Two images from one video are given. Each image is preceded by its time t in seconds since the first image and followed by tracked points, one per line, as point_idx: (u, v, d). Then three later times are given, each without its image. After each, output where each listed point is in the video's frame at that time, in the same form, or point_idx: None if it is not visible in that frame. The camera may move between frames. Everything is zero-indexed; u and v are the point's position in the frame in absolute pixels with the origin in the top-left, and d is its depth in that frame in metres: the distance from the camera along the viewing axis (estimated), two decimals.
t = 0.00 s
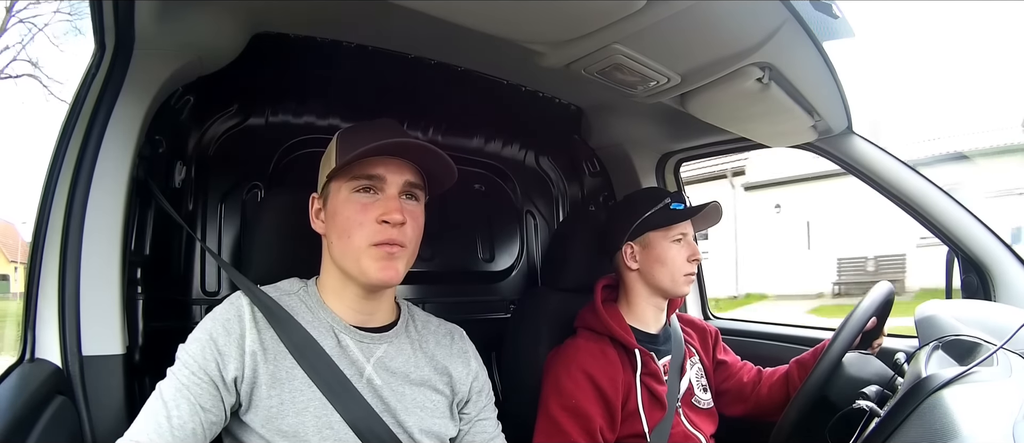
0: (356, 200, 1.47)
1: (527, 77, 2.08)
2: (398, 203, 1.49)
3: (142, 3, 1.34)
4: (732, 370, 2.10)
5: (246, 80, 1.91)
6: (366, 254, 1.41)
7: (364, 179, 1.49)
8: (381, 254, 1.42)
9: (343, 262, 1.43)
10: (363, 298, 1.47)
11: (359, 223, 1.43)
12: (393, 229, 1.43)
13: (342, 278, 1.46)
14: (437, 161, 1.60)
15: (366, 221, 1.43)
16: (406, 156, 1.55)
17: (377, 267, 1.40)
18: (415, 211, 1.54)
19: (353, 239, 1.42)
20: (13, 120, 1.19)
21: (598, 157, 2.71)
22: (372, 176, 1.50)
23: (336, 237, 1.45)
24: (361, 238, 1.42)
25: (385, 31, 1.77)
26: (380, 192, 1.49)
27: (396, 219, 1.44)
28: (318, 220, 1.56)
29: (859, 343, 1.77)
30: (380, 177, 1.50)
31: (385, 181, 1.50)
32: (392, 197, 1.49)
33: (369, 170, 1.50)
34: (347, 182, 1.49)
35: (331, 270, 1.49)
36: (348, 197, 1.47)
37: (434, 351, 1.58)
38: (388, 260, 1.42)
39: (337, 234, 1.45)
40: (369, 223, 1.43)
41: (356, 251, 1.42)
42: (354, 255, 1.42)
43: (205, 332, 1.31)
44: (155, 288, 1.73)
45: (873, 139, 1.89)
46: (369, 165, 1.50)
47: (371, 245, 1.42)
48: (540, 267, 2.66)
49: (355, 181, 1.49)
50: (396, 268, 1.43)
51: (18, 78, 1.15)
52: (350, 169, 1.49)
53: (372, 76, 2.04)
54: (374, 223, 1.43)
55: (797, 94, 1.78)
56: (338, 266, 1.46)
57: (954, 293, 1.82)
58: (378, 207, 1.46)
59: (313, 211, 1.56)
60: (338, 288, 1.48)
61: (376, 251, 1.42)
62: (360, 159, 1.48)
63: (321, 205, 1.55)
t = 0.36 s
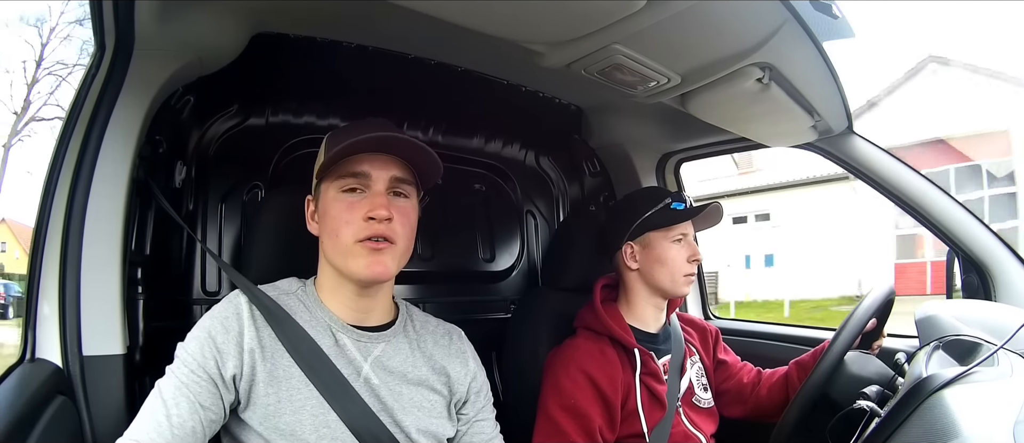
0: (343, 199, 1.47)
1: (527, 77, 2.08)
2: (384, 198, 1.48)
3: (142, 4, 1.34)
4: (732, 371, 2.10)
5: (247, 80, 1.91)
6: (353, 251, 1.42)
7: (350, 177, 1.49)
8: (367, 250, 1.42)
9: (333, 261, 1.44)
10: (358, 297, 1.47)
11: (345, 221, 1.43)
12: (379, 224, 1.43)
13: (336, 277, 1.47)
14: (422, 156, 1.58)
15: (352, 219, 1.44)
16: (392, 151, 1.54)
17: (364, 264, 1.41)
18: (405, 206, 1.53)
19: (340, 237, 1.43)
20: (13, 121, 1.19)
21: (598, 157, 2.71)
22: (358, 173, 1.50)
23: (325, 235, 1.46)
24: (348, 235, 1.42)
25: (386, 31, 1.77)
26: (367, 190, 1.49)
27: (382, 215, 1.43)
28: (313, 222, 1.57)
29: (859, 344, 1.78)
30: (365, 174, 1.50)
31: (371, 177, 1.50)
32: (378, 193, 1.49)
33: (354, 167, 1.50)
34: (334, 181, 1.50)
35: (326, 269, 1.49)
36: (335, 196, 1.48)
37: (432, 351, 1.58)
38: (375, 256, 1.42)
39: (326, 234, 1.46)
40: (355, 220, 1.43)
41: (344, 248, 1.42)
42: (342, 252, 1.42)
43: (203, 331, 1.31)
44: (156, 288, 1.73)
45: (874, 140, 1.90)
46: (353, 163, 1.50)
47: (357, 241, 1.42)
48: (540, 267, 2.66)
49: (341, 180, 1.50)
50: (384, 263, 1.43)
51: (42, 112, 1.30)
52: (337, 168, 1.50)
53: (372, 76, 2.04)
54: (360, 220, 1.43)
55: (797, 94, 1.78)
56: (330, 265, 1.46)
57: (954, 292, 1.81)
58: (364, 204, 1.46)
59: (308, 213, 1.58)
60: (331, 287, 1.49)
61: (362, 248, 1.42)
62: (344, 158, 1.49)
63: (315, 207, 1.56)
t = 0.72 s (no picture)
0: (346, 199, 1.47)
1: (527, 77, 2.08)
2: (387, 199, 1.49)
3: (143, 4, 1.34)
4: (732, 371, 2.10)
5: (247, 80, 1.91)
6: (358, 250, 1.43)
7: (354, 177, 1.50)
8: (373, 249, 1.43)
9: (337, 261, 1.44)
10: (360, 296, 1.48)
11: (349, 221, 1.44)
12: (384, 224, 1.44)
13: (336, 277, 1.47)
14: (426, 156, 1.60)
15: (356, 219, 1.44)
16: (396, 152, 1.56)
17: (370, 263, 1.42)
18: (407, 206, 1.54)
19: (344, 236, 1.43)
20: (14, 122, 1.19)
21: (598, 157, 2.71)
22: (361, 174, 1.50)
23: (328, 235, 1.46)
24: (353, 235, 1.43)
25: (387, 31, 1.77)
26: (370, 190, 1.50)
27: (386, 215, 1.45)
28: (312, 221, 1.56)
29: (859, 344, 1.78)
30: (368, 174, 1.51)
31: (374, 178, 1.51)
32: (381, 193, 1.50)
33: (357, 168, 1.50)
34: (336, 182, 1.49)
35: (326, 269, 1.50)
36: (338, 196, 1.48)
37: (431, 350, 1.58)
38: (381, 255, 1.43)
39: (329, 233, 1.46)
40: (359, 220, 1.44)
41: (348, 247, 1.43)
42: (346, 251, 1.43)
43: (204, 330, 1.31)
44: (156, 288, 1.73)
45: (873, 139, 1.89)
46: (356, 163, 1.50)
47: (363, 241, 1.43)
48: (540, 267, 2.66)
49: (344, 180, 1.50)
50: (389, 262, 1.44)
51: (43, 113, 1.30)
52: (339, 168, 1.49)
53: (372, 76, 2.04)
54: (365, 220, 1.44)
55: (798, 94, 1.78)
56: (334, 265, 1.47)
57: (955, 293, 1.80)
58: (368, 204, 1.47)
59: (307, 212, 1.57)
60: (332, 286, 1.49)
61: (367, 248, 1.43)
62: (347, 159, 1.49)
63: (314, 207, 1.56)
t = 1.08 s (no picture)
0: (358, 193, 1.48)
1: (527, 77, 2.08)
2: (399, 194, 1.51)
3: (142, 4, 1.34)
4: (732, 371, 2.10)
5: (247, 80, 1.91)
6: (372, 243, 1.42)
7: (366, 172, 1.51)
8: (388, 241, 1.43)
9: (348, 254, 1.43)
10: (362, 291, 1.48)
11: (362, 214, 1.44)
12: (398, 217, 1.45)
13: (342, 271, 1.47)
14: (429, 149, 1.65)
15: (369, 212, 1.44)
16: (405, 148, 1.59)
17: (384, 254, 1.42)
18: (414, 202, 1.56)
19: (356, 230, 1.43)
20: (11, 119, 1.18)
21: (598, 157, 2.71)
22: (374, 169, 1.52)
23: (337, 229, 1.45)
24: (366, 227, 1.43)
25: (386, 31, 1.77)
26: (381, 185, 1.51)
27: (400, 208, 1.46)
28: (313, 217, 1.54)
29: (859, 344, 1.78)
30: (381, 170, 1.52)
31: (386, 173, 1.53)
32: (392, 188, 1.51)
33: (370, 163, 1.51)
34: (348, 176, 1.50)
35: (330, 264, 1.49)
36: (350, 190, 1.48)
37: (429, 348, 1.58)
38: (394, 248, 1.44)
39: (339, 227, 1.45)
40: (372, 213, 1.44)
41: (360, 240, 1.42)
42: (358, 244, 1.42)
43: (203, 331, 1.31)
44: (156, 288, 1.73)
45: (872, 139, 1.90)
46: (369, 158, 1.52)
47: (376, 233, 1.43)
48: (540, 268, 2.66)
49: (356, 174, 1.50)
50: (403, 255, 1.44)
51: (41, 112, 1.29)
52: (351, 163, 1.50)
53: (371, 76, 2.03)
54: (378, 213, 1.44)
55: (797, 93, 1.78)
56: (341, 260, 1.46)
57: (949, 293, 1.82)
58: (381, 198, 1.48)
59: (308, 208, 1.55)
60: (337, 282, 1.48)
61: (381, 239, 1.43)
62: (361, 153, 1.51)
63: (317, 203, 1.55)
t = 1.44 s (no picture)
0: (347, 192, 1.48)
1: (527, 77, 2.08)
2: (388, 190, 1.52)
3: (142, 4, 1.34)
4: (732, 371, 2.10)
5: (247, 81, 1.91)
6: (365, 240, 1.43)
7: (354, 171, 1.51)
8: (381, 237, 1.44)
9: (341, 253, 1.44)
10: (355, 290, 1.49)
11: (353, 213, 1.45)
12: (389, 213, 1.46)
13: (336, 271, 1.47)
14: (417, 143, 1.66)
15: (360, 210, 1.45)
16: (391, 145, 1.60)
17: (378, 251, 1.43)
18: (403, 197, 1.58)
19: (348, 228, 1.43)
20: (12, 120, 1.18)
21: (598, 157, 2.71)
22: (361, 167, 1.52)
23: (327, 230, 1.45)
24: (358, 226, 1.43)
25: (386, 31, 1.76)
26: (370, 182, 1.52)
27: (389, 204, 1.47)
28: (302, 220, 1.54)
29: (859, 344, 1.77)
30: (369, 168, 1.53)
31: (374, 171, 1.53)
32: (381, 185, 1.52)
33: (357, 162, 1.52)
34: (336, 176, 1.50)
35: (322, 264, 1.49)
36: (338, 190, 1.48)
37: (425, 346, 1.58)
38: (388, 243, 1.45)
39: (328, 227, 1.45)
40: (362, 212, 1.45)
41: (353, 238, 1.43)
42: (351, 242, 1.43)
43: (197, 333, 1.31)
44: (156, 289, 1.74)
45: (872, 139, 1.89)
46: (356, 158, 1.52)
47: (368, 230, 1.44)
48: (540, 267, 2.66)
49: (344, 174, 1.50)
50: (397, 250, 1.46)
51: (42, 113, 1.29)
52: (338, 163, 1.50)
53: (371, 76, 2.03)
54: (368, 210, 1.45)
55: (797, 93, 1.78)
56: (334, 260, 1.46)
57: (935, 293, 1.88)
58: (370, 195, 1.48)
59: (296, 212, 1.55)
60: (329, 282, 1.48)
61: (374, 236, 1.44)
62: (348, 153, 1.51)
63: (305, 206, 1.55)
